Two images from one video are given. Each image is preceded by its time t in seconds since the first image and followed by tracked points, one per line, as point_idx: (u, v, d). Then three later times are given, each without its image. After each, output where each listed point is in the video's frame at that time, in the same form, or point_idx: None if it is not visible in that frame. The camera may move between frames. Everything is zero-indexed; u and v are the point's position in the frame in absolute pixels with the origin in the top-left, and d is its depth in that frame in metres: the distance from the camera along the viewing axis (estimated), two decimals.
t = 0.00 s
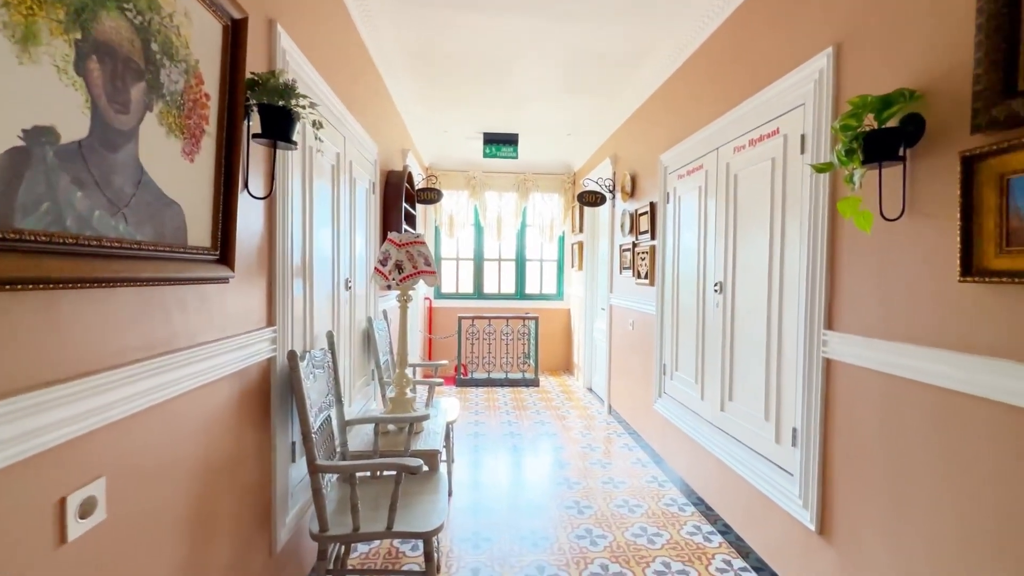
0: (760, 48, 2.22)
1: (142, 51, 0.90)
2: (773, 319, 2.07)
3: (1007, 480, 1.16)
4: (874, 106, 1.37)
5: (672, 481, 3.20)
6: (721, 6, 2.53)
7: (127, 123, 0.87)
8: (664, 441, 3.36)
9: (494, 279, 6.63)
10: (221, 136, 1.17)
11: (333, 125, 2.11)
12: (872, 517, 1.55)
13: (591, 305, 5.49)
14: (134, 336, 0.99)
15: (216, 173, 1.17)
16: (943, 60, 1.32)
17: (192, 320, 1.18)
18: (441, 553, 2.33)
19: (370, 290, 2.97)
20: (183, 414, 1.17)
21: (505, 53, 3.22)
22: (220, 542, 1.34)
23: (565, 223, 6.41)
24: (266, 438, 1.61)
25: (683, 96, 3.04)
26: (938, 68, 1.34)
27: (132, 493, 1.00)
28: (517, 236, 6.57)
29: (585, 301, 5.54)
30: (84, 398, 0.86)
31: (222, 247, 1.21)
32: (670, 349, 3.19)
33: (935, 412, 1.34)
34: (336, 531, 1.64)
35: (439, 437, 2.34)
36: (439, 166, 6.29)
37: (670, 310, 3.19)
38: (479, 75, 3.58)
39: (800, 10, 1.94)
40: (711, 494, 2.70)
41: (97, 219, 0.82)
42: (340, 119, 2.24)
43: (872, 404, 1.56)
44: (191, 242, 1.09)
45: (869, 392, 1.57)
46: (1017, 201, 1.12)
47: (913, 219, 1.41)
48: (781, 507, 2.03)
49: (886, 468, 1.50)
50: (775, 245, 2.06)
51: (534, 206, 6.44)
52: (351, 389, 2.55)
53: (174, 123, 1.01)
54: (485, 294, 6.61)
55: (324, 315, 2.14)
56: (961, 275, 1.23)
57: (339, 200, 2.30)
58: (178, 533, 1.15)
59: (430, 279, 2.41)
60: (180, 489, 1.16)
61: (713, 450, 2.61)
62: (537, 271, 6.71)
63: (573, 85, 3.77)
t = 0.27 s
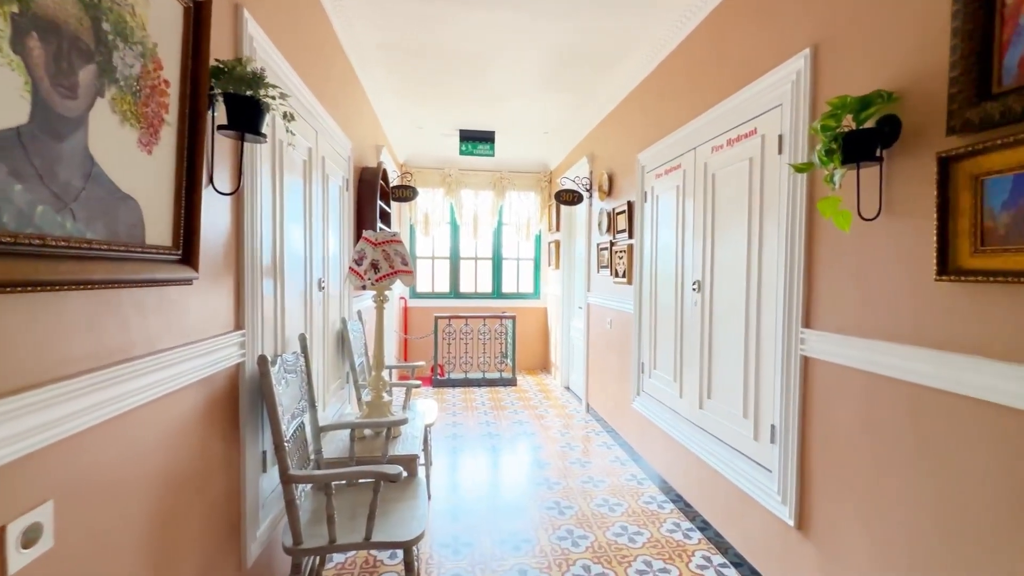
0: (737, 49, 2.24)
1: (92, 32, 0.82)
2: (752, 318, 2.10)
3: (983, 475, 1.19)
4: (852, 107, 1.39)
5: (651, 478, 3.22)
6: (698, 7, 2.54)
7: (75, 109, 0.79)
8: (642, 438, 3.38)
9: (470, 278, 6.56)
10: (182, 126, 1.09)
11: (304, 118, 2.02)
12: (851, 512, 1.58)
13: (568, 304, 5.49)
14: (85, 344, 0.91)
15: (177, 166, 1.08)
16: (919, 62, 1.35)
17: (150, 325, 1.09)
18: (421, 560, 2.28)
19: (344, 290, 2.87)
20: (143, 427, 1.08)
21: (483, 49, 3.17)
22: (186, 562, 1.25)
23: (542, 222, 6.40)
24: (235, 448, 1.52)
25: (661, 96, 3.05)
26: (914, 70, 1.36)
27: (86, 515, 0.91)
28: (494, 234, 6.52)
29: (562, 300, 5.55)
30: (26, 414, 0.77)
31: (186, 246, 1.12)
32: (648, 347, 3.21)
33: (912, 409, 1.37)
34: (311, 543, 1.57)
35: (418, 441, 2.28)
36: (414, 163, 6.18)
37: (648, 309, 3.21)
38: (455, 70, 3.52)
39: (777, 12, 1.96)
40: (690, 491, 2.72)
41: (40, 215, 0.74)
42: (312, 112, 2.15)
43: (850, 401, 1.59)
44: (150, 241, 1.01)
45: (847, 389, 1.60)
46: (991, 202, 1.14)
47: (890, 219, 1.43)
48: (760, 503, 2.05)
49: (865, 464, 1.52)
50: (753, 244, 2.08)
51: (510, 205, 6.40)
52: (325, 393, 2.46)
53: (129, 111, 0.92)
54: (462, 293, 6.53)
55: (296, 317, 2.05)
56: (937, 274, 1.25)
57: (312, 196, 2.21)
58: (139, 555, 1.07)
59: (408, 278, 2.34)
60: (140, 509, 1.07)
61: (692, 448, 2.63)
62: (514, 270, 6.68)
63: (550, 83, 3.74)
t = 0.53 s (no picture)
0: (719, 50, 2.25)
1: (47, 12, 0.74)
2: (736, 317, 2.11)
3: (967, 471, 1.21)
4: (838, 110, 1.41)
5: (633, 477, 3.23)
6: (679, 8, 2.55)
7: (29, 98, 0.71)
8: (625, 438, 3.38)
9: (449, 278, 6.48)
10: (150, 119, 1.01)
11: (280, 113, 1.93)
12: (836, 510, 1.60)
13: (548, 303, 5.48)
14: (42, 357, 0.82)
15: (144, 162, 1.00)
16: (901, 67, 1.37)
17: (114, 334, 1.01)
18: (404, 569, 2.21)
19: (320, 292, 2.77)
20: (107, 445, 0.99)
21: (463, 45, 3.12)
22: None
23: (521, 222, 6.38)
24: (208, 462, 1.43)
25: (642, 96, 3.06)
26: (897, 74, 1.38)
27: (43, 544, 0.83)
28: (472, 234, 6.46)
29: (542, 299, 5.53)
30: None
31: (154, 248, 1.04)
32: (631, 347, 3.21)
33: (896, 407, 1.39)
34: (291, 559, 1.49)
35: (401, 447, 2.22)
36: (391, 161, 6.06)
37: (630, 309, 3.21)
38: (435, 67, 3.45)
39: (759, 14, 1.98)
40: (673, 490, 2.73)
41: None
42: (287, 107, 2.06)
43: (834, 400, 1.61)
44: (115, 243, 0.93)
45: (831, 388, 1.62)
46: (974, 204, 1.17)
47: (874, 221, 1.45)
48: (744, 501, 2.07)
49: (850, 462, 1.54)
50: (736, 244, 2.10)
51: (489, 204, 6.35)
52: (302, 399, 2.36)
53: (90, 102, 0.85)
54: (440, 293, 6.44)
55: (272, 320, 1.95)
56: (921, 274, 1.28)
57: (287, 194, 2.11)
58: None
59: (389, 280, 2.27)
60: (104, 534, 0.99)
61: (675, 447, 2.64)
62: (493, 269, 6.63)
63: (531, 81, 3.71)
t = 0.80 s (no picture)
0: (697, 51, 2.27)
1: None
2: (715, 315, 2.13)
3: (943, 463, 1.24)
4: (818, 111, 1.43)
5: (613, 474, 3.24)
6: (658, 7, 2.57)
7: None
8: (604, 436, 3.40)
9: (424, 278, 6.38)
10: (109, 108, 0.93)
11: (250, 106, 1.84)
12: (816, 504, 1.63)
13: (525, 302, 5.46)
14: None
15: (103, 153, 0.93)
16: (877, 70, 1.40)
17: (71, 340, 0.93)
18: None
19: (293, 292, 2.67)
20: (64, 462, 0.91)
21: (441, 40, 3.06)
22: None
23: (497, 220, 6.34)
24: (176, 474, 1.35)
25: (620, 96, 3.07)
26: (874, 75, 1.41)
27: None
28: (448, 232, 6.39)
29: (519, 298, 5.52)
30: None
31: (115, 247, 0.97)
32: (610, 345, 3.22)
33: (874, 402, 1.43)
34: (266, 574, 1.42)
35: (379, 452, 2.15)
36: (364, 157, 5.92)
37: (608, 307, 3.23)
38: (411, 62, 3.38)
39: (737, 16, 2.00)
40: (653, 486, 2.75)
41: None
42: (258, 99, 1.97)
43: (813, 396, 1.64)
44: (71, 242, 0.85)
45: (809, 384, 1.65)
46: (949, 204, 1.20)
47: (852, 221, 1.48)
48: (724, 496, 2.09)
49: (829, 456, 1.58)
50: (715, 243, 2.12)
51: (465, 203, 6.29)
52: (275, 404, 2.27)
53: (41, 86, 0.77)
54: (415, 293, 6.34)
55: (242, 322, 1.86)
56: (899, 272, 1.30)
57: (258, 191, 2.02)
58: None
59: (367, 280, 2.21)
60: (61, 558, 0.90)
61: (655, 443, 2.67)
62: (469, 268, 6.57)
63: (509, 79, 3.68)
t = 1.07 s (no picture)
0: (671, 51, 2.30)
1: None
2: (691, 312, 2.16)
3: (910, 453, 1.29)
4: (791, 111, 1.46)
5: (589, 471, 3.26)
6: (632, 7, 2.58)
7: None
8: (580, 433, 3.41)
9: (396, 276, 6.27)
10: (56, 91, 0.85)
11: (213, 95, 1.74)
12: (789, 495, 1.67)
13: (499, 300, 5.44)
14: None
15: (50, 141, 0.85)
16: (848, 72, 1.44)
17: (15, 345, 0.85)
18: None
19: (260, 292, 2.56)
20: (6, 480, 0.83)
21: (414, 33, 2.99)
22: None
23: (470, 218, 6.29)
24: (135, 487, 1.26)
25: (594, 94, 3.08)
26: (844, 78, 1.45)
27: None
28: (421, 230, 6.29)
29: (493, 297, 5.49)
30: None
31: (64, 243, 0.89)
32: (585, 343, 3.24)
33: (845, 396, 1.47)
34: None
35: (353, 455, 2.09)
36: (333, 153, 5.76)
37: (584, 305, 3.24)
38: (382, 55, 3.30)
39: (711, 17, 2.03)
40: (629, 482, 2.78)
41: None
42: (221, 89, 1.87)
43: (786, 390, 1.68)
44: (13, 237, 0.78)
45: (782, 379, 1.69)
46: (915, 203, 1.24)
47: (823, 219, 1.52)
48: (700, 490, 2.13)
49: (801, 448, 1.62)
50: (690, 241, 2.15)
51: (437, 200, 6.21)
52: (241, 409, 2.17)
53: None
54: (387, 292, 6.22)
55: (206, 324, 1.77)
56: (868, 269, 1.34)
57: (222, 185, 1.92)
58: None
59: (339, 278, 2.14)
60: None
61: (631, 439, 2.69)
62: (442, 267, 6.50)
63: (483, 75, 3.64)
